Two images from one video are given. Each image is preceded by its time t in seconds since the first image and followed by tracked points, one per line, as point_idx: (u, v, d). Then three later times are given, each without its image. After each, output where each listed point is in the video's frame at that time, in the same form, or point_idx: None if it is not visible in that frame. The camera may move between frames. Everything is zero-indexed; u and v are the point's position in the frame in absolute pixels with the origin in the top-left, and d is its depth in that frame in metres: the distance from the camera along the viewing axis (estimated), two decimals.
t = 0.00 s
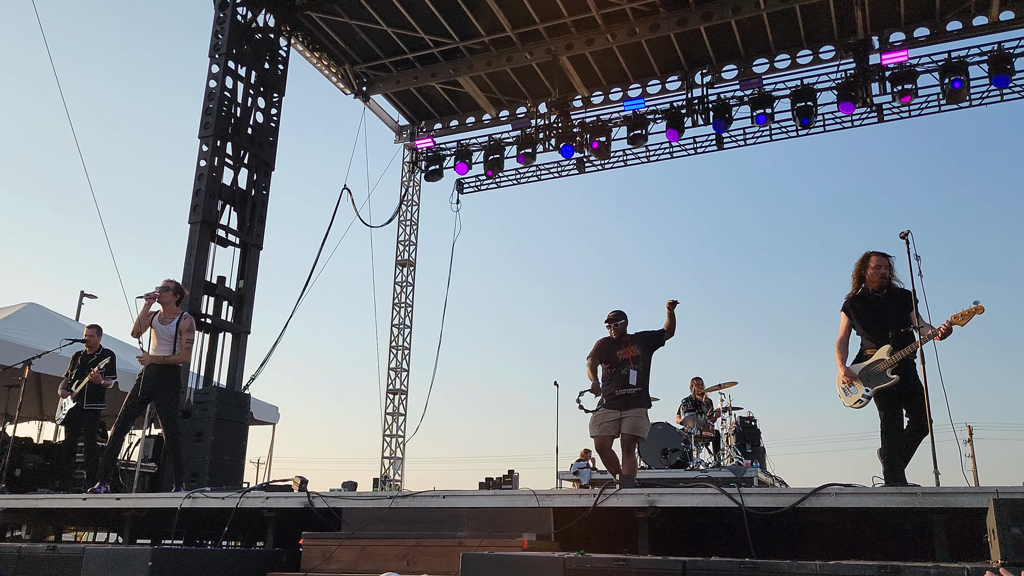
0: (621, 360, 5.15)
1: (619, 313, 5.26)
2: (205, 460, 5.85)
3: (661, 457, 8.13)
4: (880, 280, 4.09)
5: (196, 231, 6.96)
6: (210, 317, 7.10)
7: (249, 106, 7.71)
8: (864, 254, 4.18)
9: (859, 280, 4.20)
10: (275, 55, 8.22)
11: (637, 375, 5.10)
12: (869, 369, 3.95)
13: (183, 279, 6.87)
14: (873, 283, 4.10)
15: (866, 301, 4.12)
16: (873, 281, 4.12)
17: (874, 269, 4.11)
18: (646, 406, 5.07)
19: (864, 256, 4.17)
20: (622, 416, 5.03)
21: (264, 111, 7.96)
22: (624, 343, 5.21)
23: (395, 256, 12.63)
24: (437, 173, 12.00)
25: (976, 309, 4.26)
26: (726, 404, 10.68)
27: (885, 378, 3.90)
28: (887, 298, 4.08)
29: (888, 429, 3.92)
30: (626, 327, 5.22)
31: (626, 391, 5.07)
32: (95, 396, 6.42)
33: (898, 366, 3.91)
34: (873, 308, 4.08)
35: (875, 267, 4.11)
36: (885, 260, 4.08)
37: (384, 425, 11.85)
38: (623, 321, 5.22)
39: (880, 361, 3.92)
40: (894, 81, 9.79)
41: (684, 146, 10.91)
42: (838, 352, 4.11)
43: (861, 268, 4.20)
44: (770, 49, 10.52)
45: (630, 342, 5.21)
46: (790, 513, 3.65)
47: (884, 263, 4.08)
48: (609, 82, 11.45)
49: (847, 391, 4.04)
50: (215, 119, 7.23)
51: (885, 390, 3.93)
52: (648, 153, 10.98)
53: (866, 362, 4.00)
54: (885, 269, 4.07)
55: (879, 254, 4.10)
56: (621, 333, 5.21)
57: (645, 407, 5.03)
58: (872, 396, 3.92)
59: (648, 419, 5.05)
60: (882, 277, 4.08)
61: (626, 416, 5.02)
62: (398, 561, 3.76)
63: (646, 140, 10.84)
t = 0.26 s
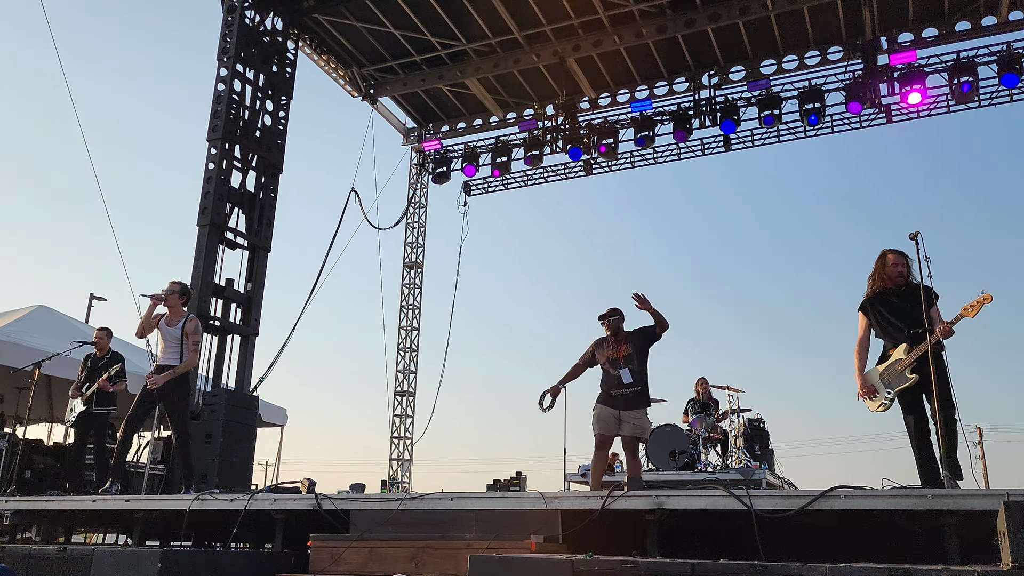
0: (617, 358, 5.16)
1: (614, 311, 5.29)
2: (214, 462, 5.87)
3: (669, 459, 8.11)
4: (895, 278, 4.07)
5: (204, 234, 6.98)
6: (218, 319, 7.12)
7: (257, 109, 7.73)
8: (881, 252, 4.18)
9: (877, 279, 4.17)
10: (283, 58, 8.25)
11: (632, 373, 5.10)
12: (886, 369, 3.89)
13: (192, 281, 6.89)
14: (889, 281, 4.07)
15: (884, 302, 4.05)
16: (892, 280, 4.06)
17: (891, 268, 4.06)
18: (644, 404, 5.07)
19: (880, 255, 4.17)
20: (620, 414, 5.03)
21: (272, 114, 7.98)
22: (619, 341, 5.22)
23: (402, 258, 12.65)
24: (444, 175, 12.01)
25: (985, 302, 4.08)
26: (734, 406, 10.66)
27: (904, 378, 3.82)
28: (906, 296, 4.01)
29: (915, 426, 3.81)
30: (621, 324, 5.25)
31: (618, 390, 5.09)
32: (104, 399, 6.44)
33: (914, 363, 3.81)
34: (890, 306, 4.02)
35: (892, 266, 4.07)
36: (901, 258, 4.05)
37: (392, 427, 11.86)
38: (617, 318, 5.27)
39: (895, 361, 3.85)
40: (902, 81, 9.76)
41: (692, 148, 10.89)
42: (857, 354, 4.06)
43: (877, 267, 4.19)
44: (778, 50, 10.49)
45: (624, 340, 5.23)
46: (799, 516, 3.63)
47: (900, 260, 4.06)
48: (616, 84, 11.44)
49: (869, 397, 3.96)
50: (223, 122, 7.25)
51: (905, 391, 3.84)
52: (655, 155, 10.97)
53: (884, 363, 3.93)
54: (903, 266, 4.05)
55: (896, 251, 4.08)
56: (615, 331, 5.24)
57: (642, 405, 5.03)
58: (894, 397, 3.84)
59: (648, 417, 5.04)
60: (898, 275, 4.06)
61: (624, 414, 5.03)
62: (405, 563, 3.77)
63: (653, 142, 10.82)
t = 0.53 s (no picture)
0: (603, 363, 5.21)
1: (597, 314, 5.33)
2: (222, 463, 5.88)
3: (677, 460, 8.10)
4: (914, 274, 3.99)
5: (212, 236, 7.00)
6: (226, 321, 7.15)
7: (265, 111, 7.75)
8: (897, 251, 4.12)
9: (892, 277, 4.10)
10: (290, 60, 8.27)
11: (611, 377, 5.09)
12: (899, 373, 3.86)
13: (200, 283, 6.91)
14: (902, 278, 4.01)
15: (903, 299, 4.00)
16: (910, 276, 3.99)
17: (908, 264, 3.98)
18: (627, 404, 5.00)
19: (896, 254, 4.10)
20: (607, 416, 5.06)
21: (279, 116, 8.01)
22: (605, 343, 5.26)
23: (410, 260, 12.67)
24: (452, 176, 12.03)
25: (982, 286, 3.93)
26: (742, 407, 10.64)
27: (915, 379, 3.78)
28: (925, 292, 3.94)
29: (931, 430, 3.78)
30: (603, 327, 5.27)
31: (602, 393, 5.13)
32: (115, 401, 6.48)
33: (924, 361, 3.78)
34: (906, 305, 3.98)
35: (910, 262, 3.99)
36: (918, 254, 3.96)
37: (400, 428, 11.87)
38: (601, 322, 5.27)
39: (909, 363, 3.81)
40: (911, 81, 9.72)
41: (699, 148, 10.87)
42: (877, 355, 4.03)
43: (894, 265, 4.10)
44: (785, 50, 10.47)
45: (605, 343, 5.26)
46: (807, 517, 3.62)
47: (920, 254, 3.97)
48: (623, 85, 11.44)
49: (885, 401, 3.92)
50: (231, 125, 7.27)
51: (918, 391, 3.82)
52: (662, 155, 10.96)
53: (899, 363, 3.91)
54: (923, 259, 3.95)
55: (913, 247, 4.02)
56: (598, 334, 5.27)
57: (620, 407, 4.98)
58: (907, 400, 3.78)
59: (633, 419, 4.95)
60: (919, 270, 3.98)
61: (610, 418, 5.04)
62: (413, 564, 3.77)
63: (660, 143, 10.81)
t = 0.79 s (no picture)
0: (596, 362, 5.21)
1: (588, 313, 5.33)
2: (230, 464, 5.89)
3: (685, 460, 8.08)
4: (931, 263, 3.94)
5: (220, 237, 7.02)
6: (234, 322, 7.17)
7: (272, 113, 7.77)
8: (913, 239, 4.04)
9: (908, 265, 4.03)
10: (297, 61, 8.29)
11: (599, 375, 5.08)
12: (913, 368, 3.86)
13: (208, 284, 6.93)
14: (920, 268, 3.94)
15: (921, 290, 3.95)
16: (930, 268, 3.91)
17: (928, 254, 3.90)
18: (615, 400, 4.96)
19: (913, 241, 4.02)
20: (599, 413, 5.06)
21: (287, 118, 8.03)
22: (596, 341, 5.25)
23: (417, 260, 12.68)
24: (458, 177, 12.04)
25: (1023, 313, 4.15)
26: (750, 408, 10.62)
27: (931, 377, 3.80)
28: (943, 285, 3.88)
29: (944, 434, 3.73)
30: (594, 325, 5.27)
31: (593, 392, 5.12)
32: (124, 402, 6.50)
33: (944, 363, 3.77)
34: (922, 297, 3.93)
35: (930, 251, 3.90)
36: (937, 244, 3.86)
37: (408, 429, 11.89)
38: (590, 321, 5.27)
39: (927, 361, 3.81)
40: (919, 80, 9.69)
41: (706, 148, 10.85)
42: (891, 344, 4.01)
43: (910, 251, 4.03)
44: (793, 49, 10.44)
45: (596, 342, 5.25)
46: (816, 517, 3.61)
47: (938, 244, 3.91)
48: (630, 85, 11.43)
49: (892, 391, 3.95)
50: (239, 126, 7.29)
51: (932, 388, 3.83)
52: (668, 156, 10.95)
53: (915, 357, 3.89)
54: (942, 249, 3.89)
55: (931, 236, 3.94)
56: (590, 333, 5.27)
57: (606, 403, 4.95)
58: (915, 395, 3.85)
59: (618, 416, 4.91)
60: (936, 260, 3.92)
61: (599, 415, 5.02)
62: (421, 565, 3.77)
63: (668, 143, 10.79)
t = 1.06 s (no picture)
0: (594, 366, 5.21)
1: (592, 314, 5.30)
2: (238, 464, 5.91)
3: (691, 460, 8.08)
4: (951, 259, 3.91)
5: (227, 237, 7.04)
6: (241, 322, 7.18)
7: (279, 113, 7.79)
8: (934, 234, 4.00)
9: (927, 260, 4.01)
10: (303, 62, 8.30)
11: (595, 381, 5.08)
12: (927, 362, 3.85)
13: (215, 285, 6.95)
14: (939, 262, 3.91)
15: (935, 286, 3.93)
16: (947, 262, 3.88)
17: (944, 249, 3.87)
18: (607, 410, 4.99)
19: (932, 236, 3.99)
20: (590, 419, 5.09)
21: (293, 118, 8.04)
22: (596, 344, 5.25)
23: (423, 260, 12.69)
24: (464, 176, 12.05)
25: None
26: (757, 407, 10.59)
27: (945, 372, 3.78)
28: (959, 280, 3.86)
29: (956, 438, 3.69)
30: (598, 327, 5.26)
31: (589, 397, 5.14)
32: (133, 401, 6.52)
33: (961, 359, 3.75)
34: (939, 292, 3.91)
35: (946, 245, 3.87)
36: (957, 238, 3.83)
37: (414, 429, 11.90)
38: (594, 323, 5.26)
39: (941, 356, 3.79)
40: (926, 78, 9.65)
41: (713, 147, 10.82)
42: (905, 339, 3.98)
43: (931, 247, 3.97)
44: (799, 48, 10.42)
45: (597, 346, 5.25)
46: (824, 517, 3.60)
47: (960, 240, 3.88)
48: (636, 85, 11.42)
49: (903, 381, 3.94)
50: (246, 127, 7.30)
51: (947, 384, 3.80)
52: (675, 155, 10.93)
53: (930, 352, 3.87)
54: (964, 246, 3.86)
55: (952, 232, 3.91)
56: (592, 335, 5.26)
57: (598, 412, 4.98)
58: (927, 388, 3.84)
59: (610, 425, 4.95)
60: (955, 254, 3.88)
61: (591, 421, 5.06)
62: (429, 565, 3.77)
63: (674, 142, 10.78)
